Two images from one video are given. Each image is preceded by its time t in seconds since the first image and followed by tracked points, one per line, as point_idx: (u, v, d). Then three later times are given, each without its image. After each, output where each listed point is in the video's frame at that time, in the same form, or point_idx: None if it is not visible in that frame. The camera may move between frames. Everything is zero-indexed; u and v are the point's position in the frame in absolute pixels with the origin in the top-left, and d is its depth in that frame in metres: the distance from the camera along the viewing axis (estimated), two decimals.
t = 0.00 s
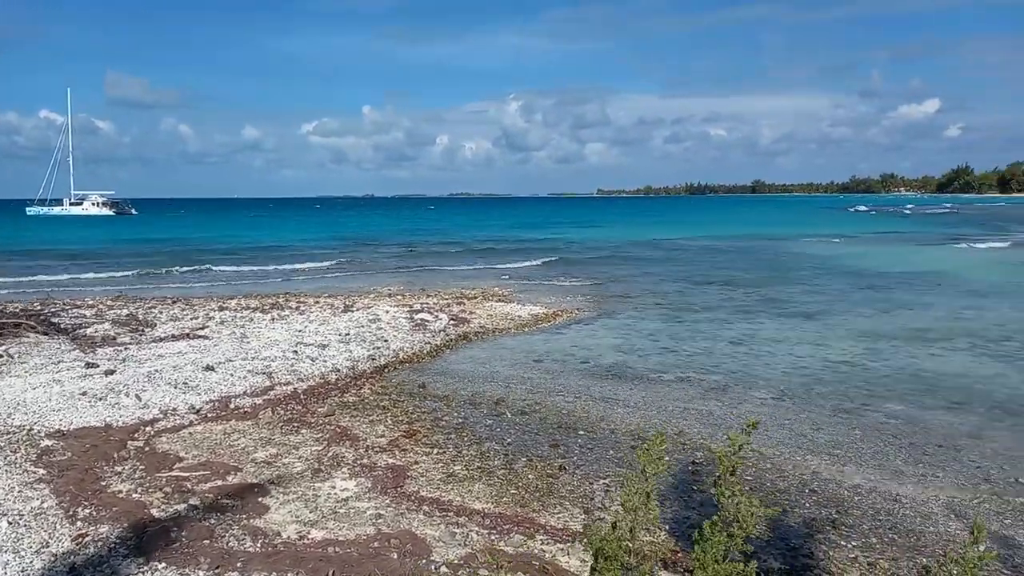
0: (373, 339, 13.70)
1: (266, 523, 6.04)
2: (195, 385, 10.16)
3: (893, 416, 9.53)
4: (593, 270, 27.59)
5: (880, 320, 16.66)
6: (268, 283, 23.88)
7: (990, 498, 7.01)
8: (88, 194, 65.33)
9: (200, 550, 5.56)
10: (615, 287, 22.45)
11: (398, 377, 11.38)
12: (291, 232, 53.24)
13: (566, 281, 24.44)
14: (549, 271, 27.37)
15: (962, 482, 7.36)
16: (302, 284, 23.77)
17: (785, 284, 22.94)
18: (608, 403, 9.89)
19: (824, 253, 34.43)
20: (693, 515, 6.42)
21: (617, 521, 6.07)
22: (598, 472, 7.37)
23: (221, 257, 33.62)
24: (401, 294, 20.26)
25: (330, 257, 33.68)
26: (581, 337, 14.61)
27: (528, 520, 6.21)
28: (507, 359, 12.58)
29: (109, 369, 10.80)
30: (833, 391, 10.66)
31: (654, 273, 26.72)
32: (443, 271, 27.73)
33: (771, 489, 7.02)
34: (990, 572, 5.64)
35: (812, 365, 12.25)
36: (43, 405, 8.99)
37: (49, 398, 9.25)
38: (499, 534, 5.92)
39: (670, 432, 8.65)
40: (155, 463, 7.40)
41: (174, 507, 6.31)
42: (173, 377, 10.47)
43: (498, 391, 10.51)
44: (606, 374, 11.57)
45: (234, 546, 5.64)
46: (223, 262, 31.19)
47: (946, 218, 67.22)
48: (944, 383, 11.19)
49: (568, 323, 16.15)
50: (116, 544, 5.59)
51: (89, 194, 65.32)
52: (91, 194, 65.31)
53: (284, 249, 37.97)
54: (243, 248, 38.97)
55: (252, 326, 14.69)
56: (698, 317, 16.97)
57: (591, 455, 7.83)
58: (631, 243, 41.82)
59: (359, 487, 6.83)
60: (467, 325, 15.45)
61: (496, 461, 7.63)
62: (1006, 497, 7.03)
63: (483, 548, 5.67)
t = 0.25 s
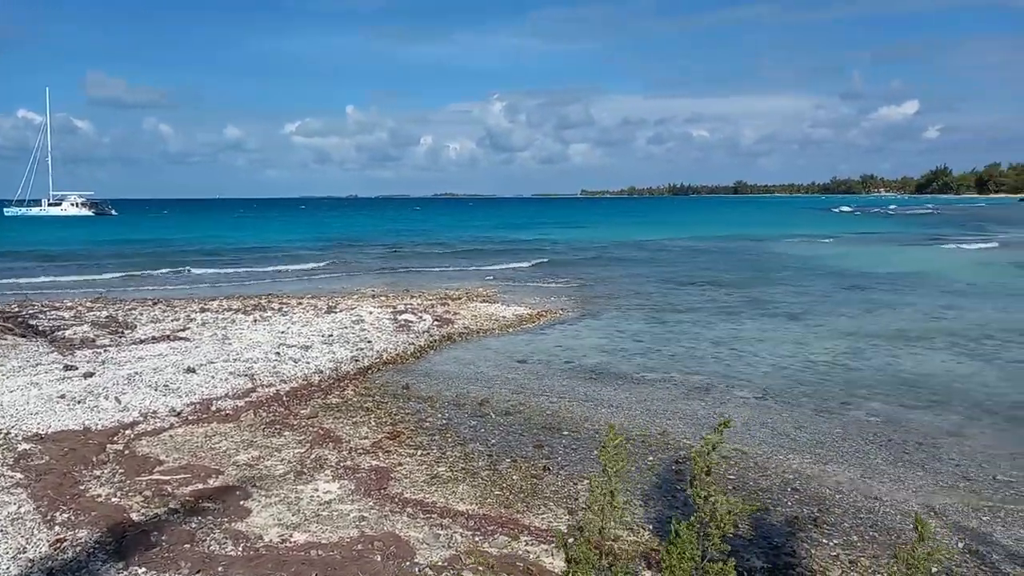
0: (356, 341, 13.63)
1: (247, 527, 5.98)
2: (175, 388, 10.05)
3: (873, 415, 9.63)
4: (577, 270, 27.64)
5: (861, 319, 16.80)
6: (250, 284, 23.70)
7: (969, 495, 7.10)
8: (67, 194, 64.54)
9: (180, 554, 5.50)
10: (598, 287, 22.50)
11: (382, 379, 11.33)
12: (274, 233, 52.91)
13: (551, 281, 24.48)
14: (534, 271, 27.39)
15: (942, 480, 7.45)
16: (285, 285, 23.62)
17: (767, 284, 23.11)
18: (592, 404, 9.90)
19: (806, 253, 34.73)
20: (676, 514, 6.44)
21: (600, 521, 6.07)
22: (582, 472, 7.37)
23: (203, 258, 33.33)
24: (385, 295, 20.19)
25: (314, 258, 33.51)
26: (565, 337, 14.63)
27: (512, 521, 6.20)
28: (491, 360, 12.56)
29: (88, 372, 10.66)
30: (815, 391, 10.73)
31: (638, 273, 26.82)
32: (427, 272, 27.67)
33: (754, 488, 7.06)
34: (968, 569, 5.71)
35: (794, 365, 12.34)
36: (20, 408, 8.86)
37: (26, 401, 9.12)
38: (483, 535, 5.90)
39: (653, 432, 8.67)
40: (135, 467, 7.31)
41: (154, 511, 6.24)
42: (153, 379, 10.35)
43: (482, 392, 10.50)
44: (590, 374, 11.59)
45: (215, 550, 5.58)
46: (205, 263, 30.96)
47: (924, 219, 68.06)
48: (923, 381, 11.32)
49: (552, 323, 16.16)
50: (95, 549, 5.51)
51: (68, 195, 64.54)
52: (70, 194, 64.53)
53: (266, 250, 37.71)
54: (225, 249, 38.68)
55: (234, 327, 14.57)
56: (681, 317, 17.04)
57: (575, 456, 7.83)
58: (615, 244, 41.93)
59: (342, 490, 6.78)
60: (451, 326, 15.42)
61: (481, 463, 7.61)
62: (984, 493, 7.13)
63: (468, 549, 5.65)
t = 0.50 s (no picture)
0: (339, 342, 13.56)
1: (229, 530, 5.92)
2: (155, 390, 9.94)
3: (854, 413, 9.73)
4: (561, 271, 27.69)
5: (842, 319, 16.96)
6: (232, 285, 23.51)
7: (947, 492, 7.19)
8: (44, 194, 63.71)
9: (160, 558, 5.43)
10: (582, 287, 22.54)
11: (365, 380, 11.27)
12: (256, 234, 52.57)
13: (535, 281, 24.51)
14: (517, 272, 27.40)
15: (921, 477, 7.54)
16: (268, 286, 23.46)
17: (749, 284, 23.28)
18: (576, 403, 9.91)
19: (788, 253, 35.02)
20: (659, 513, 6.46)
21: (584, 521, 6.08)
22: (566, 472, 7.37)
23: (183, 258, 33.01)
24: (368, 296, 20.11)
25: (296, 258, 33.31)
26: (548, 337, 14.64)
27: (495, 522, 6.19)
28: (474, 361, 12.54)
29: (67, 374, 10.52)
30: (797, 390, 10.81)
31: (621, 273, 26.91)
32: (411, 273, 27.59)
33: (737, 486, 7.10)
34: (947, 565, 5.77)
35: (776, 364, 12.42)
36: None
37: (3, 405, 8.98)
38: (467, 536, 5.89)
39: (636, 431, 8.70)
40: (114, 470, 7.22)
41: (133, 515, 6.16)
42: (132, 381, 10.23)
43: (466, 392, 10.48)
44: (574, 374, 11.60)
45: (196, 553, 5.52)
46: (186, 264, 30.70)
47: (903, 219, 68.89)
48: (902, 380, 11.45)
49: (536, 323, 16.17)
50: (73, 554, 5.44)
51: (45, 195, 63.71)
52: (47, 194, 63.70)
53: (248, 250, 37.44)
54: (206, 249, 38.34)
55: (215, 328, 14.45)
56: (664, 317, 17.12)
57: (559, 456, 7.83)
58: (599, 244, 42.06)
59: (324, 492, 6.74)
60: (434, 327, 15.38)
61: (464, 463, 7.59)
62: (962, 490, 7.22)
63: (451, 550, 5.63)
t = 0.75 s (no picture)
0: (324, 343, 13.49)
1: (212, 533, 5.88)
2: (137, 392, 9.84)
3: (837, 412, 9.80)
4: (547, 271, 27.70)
5: (826, 318, 17.07)
6: (216, 287, 23.33)
7: (929, 489, 7.25)
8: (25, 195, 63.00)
9: (142, 562, 5.38)
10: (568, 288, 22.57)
11: (350, 381, 11.22)
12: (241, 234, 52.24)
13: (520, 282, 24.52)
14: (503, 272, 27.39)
15: (903, 475, 7.60)
16: (252, 287, 23.31)
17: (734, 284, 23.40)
18: (561, 404, 9.92)
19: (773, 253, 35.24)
20: (644, 513, 6.48)
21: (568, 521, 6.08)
22: (551, 473, 7.38)
23: (167, 260, 32.78)
24: (353, 297, 20.03)
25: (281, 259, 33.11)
26: (534, 338, 14.65)
27: (481, 523, 6.18)
28: (460, 361, 12.52)
29: (47, 377, 10.40)
30: (781, 389, 10.87)
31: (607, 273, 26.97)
32: (396, 273, 27.51)
33: (721, 485, 7.13)
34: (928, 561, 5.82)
35: (760, 363, 12.49)
36: None
37: None
38: (452, 537, 5.87)
39: (622, 431, 8.72)
40: (95, 474, 7.14)
41: (114, 519, 6.10)
42: (114, 384, 10.12)
43: (451, 393, 10.45)
44: (559, 375, 11.60)
45: (178, 557, 5.48)
46: (170, 265, 30.47)
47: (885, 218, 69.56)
48: (885, 378, 11.55)
49: (522, 324, 16.16)
50: (53, 559, 5.38)
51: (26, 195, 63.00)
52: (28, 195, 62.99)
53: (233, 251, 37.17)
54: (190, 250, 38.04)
55: (198, 330, 14.33)
56: (650, 317, 17.16)
57: (544, 456, 7.83)
58: (585, 245, 42.17)
59: (309, 494, 6.70)
60: (420, 327, 15.34)
61: (450, 464, 7.57)
62: (943, 487, 7.29)
63: (436, 552, 5.62)
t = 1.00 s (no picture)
0: (307, 344, 13.41)
1: (192, 536, 5.83)
2: (117, 395, 9.73)
3: (818, 410, 9.88)
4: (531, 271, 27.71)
5: (807, 317, 17.21)
6: (197, 288, 23.13)
7: (907, 487, 7.33)
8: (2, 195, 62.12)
9: (121, 567, 5.32)
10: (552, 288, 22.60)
11: (333, 382, 11.17)
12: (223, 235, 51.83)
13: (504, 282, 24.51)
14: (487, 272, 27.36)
15: (881, 472, 7.68)
16: (234, 288, 23.13)
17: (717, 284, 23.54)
18: (545, 404, 9.92)
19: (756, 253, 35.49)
20: (627, 512, 6.50)
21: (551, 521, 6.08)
22: (535, 473, 7.38)
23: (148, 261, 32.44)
24: (337, 298, 19.94)
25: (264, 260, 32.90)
26: (518, 338, 14.65)
27: (464, 524, 6.17)
28: (444, 362, 12.49)
29: (24, 380, 10.25)
30: (763, 388, 10.95)
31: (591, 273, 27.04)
32: (380, 274, 27.41)
33: (703, 484, 7.17)
34: (906, 558, 5.89)
35: (742, 363, 12.58)
36: None
37: None
38: (434, 539, 5.86)
39: (605, 431, 8.73)
40: (73, 478, 7.05)
41: (92, 523, 6.02)
42: (93, 387, 10.00)
43: (435, 394, 10.43)
44: (543, 375, 11.61)
45: (158, 561, 5.42)
46: (151, 266, 30.16)
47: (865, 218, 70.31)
48: (865, 377, 11.66)
49: (506, 324, 16.16)
50: (30, 564, 5.30)
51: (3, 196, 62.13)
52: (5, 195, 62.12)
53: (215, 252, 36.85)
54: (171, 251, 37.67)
55: (179, 332, 14.19)
56: (633, 317, 17.21)
57: (528, 456, 7.83)
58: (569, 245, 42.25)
59: (290, 496, 6.65)
60: (404, 328, 15.29)
61: (433, 465, 7.55)
62: (921, 484, 7.38)
63: (419, 553, 5.60)
